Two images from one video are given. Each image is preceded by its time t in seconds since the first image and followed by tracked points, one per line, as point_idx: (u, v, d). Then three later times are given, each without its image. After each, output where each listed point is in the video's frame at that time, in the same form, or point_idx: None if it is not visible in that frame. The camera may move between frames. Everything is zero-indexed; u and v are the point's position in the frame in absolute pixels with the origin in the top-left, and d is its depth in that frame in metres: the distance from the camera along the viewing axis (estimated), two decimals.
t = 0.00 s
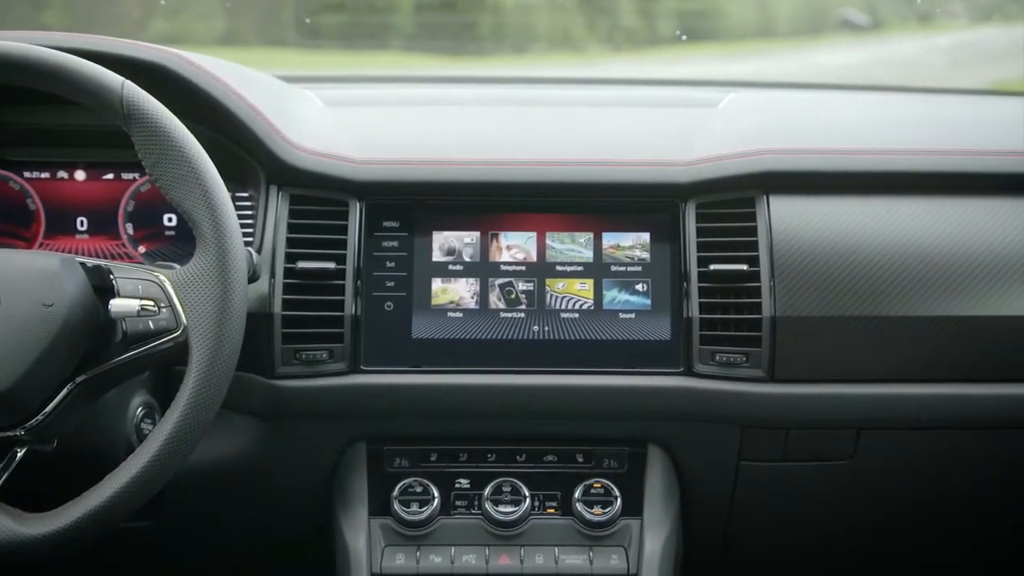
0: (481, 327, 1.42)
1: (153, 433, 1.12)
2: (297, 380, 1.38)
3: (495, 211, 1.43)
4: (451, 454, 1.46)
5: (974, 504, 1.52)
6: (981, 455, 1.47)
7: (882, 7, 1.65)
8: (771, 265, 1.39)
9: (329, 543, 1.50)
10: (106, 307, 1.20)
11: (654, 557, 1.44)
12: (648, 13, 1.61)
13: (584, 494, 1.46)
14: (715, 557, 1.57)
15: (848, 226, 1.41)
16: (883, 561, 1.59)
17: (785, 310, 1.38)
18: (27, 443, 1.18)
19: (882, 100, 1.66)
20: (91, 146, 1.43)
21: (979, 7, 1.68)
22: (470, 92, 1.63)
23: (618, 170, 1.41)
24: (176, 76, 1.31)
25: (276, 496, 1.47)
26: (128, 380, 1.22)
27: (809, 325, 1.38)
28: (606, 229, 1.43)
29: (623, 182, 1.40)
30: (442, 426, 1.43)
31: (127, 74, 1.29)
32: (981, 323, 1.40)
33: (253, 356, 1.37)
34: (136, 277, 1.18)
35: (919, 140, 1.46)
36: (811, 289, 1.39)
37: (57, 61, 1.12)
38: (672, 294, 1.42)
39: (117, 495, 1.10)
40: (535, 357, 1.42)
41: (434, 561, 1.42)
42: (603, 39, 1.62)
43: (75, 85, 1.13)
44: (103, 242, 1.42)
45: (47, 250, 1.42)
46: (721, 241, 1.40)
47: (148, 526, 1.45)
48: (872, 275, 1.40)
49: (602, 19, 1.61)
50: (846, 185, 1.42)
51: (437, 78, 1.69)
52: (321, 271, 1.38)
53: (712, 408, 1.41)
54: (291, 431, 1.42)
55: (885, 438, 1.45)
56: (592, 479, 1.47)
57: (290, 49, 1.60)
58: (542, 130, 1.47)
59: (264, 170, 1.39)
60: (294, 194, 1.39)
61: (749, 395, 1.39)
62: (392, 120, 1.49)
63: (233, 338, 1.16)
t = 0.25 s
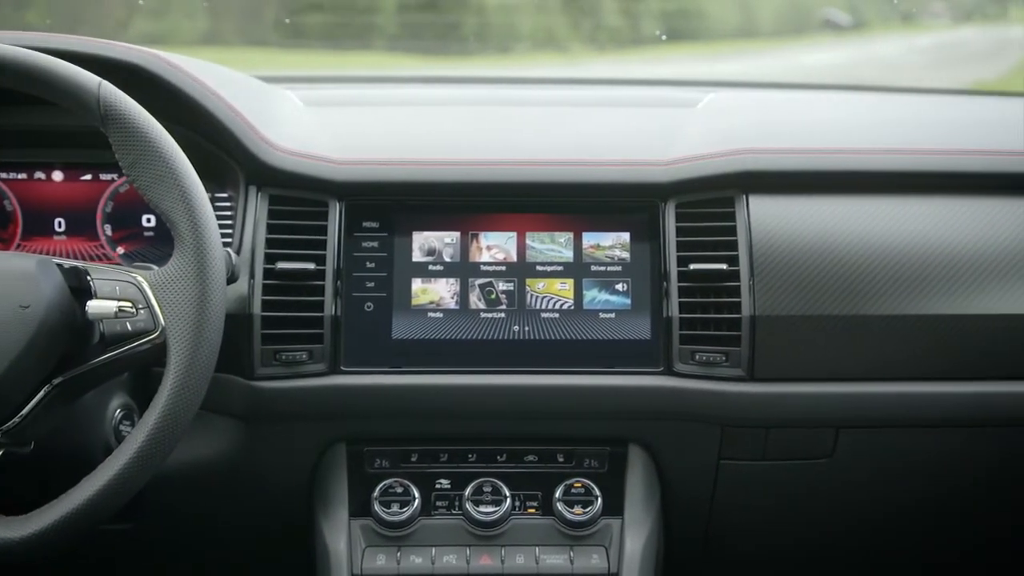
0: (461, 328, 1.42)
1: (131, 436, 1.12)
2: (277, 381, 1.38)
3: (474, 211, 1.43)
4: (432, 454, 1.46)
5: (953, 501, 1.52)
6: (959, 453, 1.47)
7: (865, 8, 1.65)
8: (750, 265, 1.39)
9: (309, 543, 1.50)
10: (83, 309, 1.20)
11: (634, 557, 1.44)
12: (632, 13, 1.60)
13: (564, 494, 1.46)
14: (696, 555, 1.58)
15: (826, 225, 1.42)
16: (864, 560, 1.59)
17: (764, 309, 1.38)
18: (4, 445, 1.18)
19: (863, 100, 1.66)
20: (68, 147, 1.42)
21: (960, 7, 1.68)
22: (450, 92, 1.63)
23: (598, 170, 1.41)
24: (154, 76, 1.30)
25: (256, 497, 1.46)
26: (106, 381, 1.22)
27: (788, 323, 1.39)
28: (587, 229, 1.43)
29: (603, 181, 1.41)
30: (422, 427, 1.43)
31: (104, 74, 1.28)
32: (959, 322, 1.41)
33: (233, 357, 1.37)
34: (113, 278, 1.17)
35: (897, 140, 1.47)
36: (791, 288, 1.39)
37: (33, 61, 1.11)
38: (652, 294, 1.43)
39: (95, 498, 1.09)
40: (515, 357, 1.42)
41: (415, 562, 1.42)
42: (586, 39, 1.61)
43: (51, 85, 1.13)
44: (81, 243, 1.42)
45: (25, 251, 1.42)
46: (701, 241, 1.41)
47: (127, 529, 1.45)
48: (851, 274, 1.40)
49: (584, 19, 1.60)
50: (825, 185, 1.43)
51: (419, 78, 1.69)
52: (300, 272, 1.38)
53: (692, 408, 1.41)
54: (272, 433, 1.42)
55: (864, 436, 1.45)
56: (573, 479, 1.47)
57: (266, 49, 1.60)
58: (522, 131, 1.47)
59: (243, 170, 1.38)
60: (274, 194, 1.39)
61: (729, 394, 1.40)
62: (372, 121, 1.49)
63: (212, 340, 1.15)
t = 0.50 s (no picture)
0: (445, 328, 1.41)
1: (113, 438, 1.11)
2: (261, 382, 1.38)
3: (458, 211, 1.43)
4: (416, 455, 1.46)
5: (935, 499, 1.53)
6: (941, 451, 1.48)
7: (847, 7, 1.69)
8: (733, 264, 1.40)
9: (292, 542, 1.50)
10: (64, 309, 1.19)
11: (618, 557, 1.44)
12: (617, 13, 1.60)
13: (548, 494, 1.46)
14: (679, 554, 1.58)
15: (809, 225, 1.42)
16: (846, 554, 1.60)
17: (747, 308, 1.39)
18: None
19: (847, 100, 1.67)
20: (54, 148, 1.42)
21: (944, 7, 1.69)
22: (436, 92, 1.63)
23: (581, 170, 1.41)
24: (135, 76, 1.30)
25: (239, 498, 1.46)
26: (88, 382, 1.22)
27: (771, 323, 1.39)
28: (570, 229, 1.43)
29: (587, 181, 1.41)
30: (406, 427, 1.43)
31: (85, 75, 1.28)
32: (941, 321, 1.42)
33: (215, 359, 1.36)
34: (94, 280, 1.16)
35: (879, 139, 1.47)
36: (773, 286, 1.40)
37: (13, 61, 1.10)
38: (635, 294, 1.43)
39: (75, 501, 1.09)
40: (499, 357, 1.42)
41: (399, 563, 1.42)
42: (571, 39, 1.61)
43: (31, 86, 1.12)
44: (62, 244, 1.41)
45: (6, 252, 1.41)
46: (684, 241, 1.41)
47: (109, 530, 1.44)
48: (833, 272, 1.41)
49: (570, 18, 1.60)
50: (807, 184, 1.43)
51: (406, 78, 1.68)
52: (283, 275, 1.37)
53: (676, 407, 1.41)
54: (255, 434, 1.42)
55: (847, 435, 1.46)
56: (557, 479, 1.47)
57: (252, 50, 1.59)
58: (506, 130, 1.47)
59: (226, 171, 1.38)
60: (256, 195, 1.38)
61: (712, 394, 1.40)
62: (355, 122, 1.48)
63: (194, 342, 1.14)
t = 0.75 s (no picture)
0: (430, 328, 1.41)
1: (95, 439, 1.10)
2: (245, 382, 1.37)
3: (442, 212, 1.43)
4: (401, 455, 1.46)
5: (930, 499, 1.55)
6: (925, 450, 1.49)
7: (833, 6, 1.69)
8: (717, 264, 1.40)
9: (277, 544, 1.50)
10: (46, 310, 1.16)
11: (603, 556, 1.44)
12: (605, 13, 1.61)
13: (533, 494, 1.46)
14: (665, 553, 1.59)
15: (792, 225, 1.43)
16: (830, 550, 1.61)
17: (731, 307, 1.39)
18: None
19: (833, 100, 1.67)
20: (36, 148, 1.42)
21: (930, 7, 1.69)
22: (423, 92, 1.63)
23: (566, 169, 1.41)
24: (117, 76, 1.30)
25: (223, 499, 1.46)
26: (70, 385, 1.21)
27: (755, 322, 1.39)
28: (555, 229, 1.43)
29: (571, 180, 1.41)
30: (391, 428, 1.43)
31: (67, 75, 1.27)
32: (924, 320, 1.42)
33: (199, 360, 1.36)
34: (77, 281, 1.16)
35: (863, 139, 1.47)
36: (758, 286, 1.40)
37: None
38: (619, 294, 1.43)
39: (57, 503, 1.08)
40: (484, 357, 1.42)
41: (384, 563, 1.41)
42: (559, 39, 1.61)
43: (12, 86, 1.12)
44: (45, 245, 1.40)
45: None
46: (669, 241, 1.41)
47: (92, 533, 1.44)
48: (817, 272, 1.42)
49: (557, 18, 1.61)
50: (791, 184, 1.44)
51: (393, 78, 1.68)
52: (267, 275, 1.37)
53: (661, 407, 1.42)
54: (240, 435, 1.41)
55: (831, 434, 1.46)
56: (542, 479, 1.47)
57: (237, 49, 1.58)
58: (491, 130, 1.47)
59: (209, 171, 1.38)
60: (240, 195, 1.38)
61: (696, 393, 1.40)
62: (339, 123, 1.48)
63: (176, 343, 1.14)
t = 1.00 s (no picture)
0: (414, 328, 1.41)
1: (77, 441, 1.10)
2: (229, 384, 1.37)
3: (426, 212, 1.42)
4: (386, 456, 1.46)
5: (924, 499, 1.56)
6: (908, 448, 1.49)
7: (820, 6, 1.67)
8: (701, 264, 1.40)
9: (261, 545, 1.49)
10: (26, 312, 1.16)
11: (589, 555, 1.44)
12: (593, 14, 1.60)
13: (519, 494, 1.46)
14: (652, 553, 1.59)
15: (776, 225, 1.43)
16: (826, 550, 1.62)
17: (715, 307, 1.39)
18: None
19: (819, 100, 1.68)
20: (18, 149, 1.41)
21: (917, 7, 1.69)
22: (410, 92, 1.63)
23: (550, 169, 1.41)
24: (99, 77, 1.29)
25: (208, 499, 1.46)
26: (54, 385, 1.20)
27: (739, 321, 1.40)
28: (539, 229, 1.43)
29: (555, 180, 1.41)
30: (376, 428, 1.43)
31: (49, 76, 1.27)
32: (908, 319, 1.43)
33: (183, 361, 1.36)
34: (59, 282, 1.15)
35: (847, 139, 1.48)
36: (743, 287, 1.40)
37: None
38: (604, 294, 1.43)
39: (38, 504, 1.08)
40: (469, 358, 1.42)
41: (369, 564, 1.41)
42: (547, 40, 1.60)
43: None
44: (27, 246, 1.40)
45: None
46: (654, 241, 1.41)
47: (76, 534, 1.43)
48: (802, 272, 1.42)
49: (545, 18, 1.59)
50: (775, 184, 1.44)
51: (380, 78, 1.68)
52: (251, 275, 1.37)
53: (647, 407, 1.42)
54: (225, 436, 1.41)
55: (815, 432, 1.47)
56: (527, 479, 1.47)
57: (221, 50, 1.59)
58: (476, 130, 1.47)
59: (192, 172, 1.37)
60: (224, 196, 1.37)
61: (681, 393, 1.40)
62: (324, 124, 1.48)
63: (160, 344, 1.13)
